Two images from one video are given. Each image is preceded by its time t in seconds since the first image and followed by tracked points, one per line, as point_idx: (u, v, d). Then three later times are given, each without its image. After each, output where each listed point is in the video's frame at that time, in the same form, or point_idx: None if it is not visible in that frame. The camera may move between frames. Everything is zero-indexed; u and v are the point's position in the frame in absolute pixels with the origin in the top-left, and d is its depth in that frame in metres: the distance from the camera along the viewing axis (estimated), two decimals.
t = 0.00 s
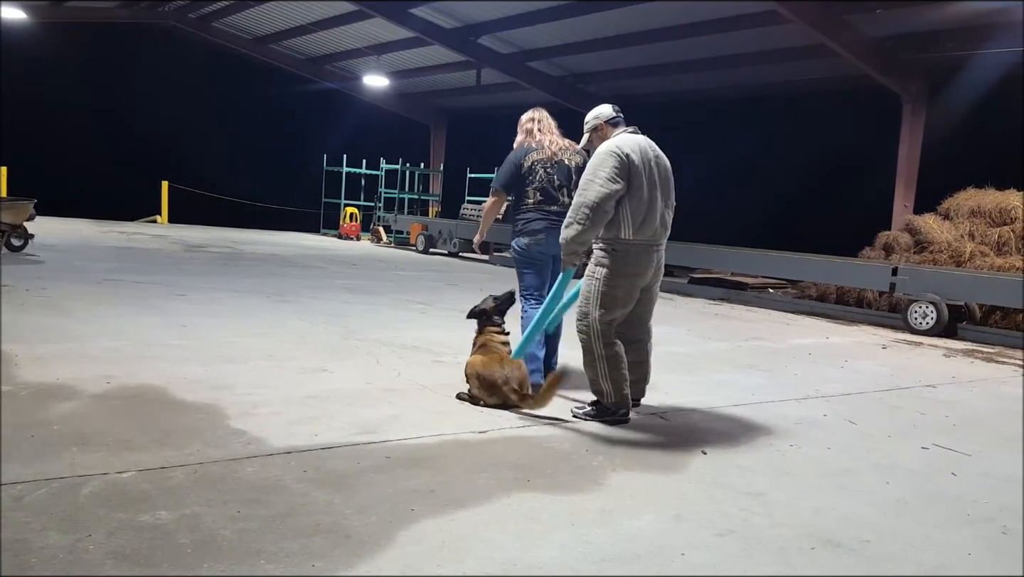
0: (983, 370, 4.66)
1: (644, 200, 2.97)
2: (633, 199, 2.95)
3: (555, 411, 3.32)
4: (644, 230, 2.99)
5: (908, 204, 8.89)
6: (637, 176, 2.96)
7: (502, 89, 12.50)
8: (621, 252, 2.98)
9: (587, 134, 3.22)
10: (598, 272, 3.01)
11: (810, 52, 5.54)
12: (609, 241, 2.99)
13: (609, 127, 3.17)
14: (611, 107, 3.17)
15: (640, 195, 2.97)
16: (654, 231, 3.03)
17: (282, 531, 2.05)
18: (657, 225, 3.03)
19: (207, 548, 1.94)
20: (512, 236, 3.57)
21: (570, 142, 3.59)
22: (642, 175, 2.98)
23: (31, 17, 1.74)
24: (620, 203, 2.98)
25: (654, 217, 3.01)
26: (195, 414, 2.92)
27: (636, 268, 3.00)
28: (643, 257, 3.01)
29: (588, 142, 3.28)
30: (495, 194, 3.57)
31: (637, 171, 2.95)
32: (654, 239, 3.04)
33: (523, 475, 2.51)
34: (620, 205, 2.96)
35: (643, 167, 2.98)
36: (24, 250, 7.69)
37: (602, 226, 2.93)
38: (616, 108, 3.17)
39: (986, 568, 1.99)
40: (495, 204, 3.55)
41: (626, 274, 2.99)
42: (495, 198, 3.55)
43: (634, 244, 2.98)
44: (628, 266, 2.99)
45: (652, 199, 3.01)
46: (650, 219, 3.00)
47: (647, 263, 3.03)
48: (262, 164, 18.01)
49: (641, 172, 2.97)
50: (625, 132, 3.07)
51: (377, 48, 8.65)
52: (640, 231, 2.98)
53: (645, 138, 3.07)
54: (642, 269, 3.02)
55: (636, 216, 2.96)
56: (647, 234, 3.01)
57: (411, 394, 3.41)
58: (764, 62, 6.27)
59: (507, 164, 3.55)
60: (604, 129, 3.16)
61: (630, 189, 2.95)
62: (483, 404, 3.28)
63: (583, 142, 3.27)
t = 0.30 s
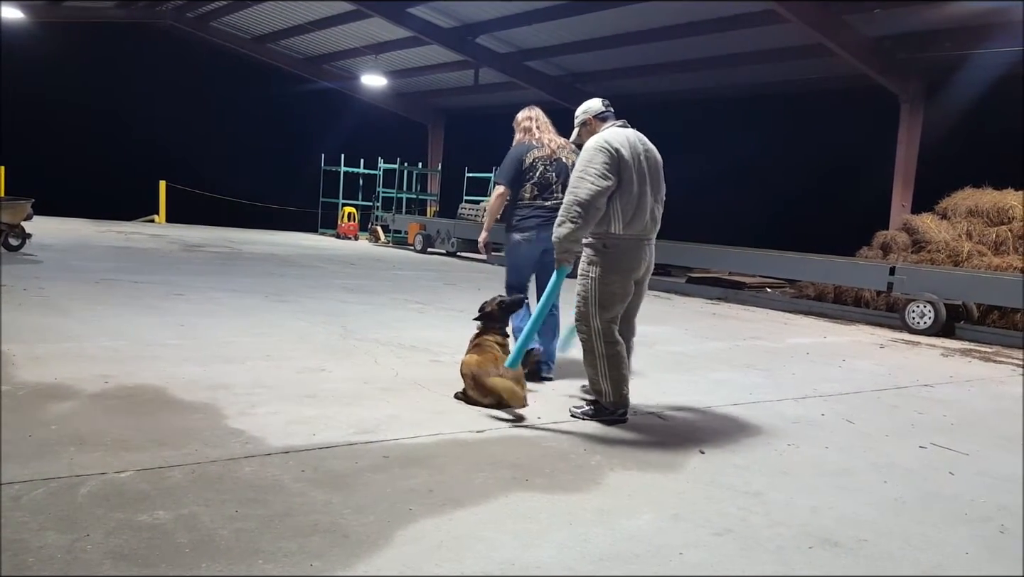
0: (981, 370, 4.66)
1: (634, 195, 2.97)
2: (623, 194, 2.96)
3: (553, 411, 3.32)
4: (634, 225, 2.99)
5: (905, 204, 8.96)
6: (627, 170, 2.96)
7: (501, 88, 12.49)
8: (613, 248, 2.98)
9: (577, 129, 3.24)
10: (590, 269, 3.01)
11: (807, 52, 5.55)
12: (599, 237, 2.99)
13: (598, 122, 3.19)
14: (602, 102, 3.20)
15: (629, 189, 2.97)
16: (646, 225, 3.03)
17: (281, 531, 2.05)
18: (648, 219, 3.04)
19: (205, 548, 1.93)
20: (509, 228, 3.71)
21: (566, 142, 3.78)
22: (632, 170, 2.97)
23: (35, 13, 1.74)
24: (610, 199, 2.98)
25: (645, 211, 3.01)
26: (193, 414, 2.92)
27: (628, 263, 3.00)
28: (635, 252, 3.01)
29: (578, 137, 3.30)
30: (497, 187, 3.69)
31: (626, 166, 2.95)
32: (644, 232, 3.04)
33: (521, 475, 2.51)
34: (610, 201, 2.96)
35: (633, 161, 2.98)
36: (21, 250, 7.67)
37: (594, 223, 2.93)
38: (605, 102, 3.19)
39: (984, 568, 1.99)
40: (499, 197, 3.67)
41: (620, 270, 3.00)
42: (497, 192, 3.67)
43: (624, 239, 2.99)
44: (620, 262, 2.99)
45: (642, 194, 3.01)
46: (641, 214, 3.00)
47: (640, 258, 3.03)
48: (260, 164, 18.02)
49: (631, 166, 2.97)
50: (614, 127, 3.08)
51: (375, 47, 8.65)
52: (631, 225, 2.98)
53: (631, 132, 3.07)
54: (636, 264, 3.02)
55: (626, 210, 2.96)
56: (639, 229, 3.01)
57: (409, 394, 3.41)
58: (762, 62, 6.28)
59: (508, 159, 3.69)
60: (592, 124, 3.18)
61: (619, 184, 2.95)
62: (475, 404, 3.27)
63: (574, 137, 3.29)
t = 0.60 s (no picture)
0: (981, 370, 4.66)
1: (619, 191, 2.97)
2: (609, 190, 2.96)
3: (552, 410, 3.31)
4: (620, 220, 2.98)
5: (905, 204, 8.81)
6: (612, 166, 2.96)
7: (501, 88, 12.48)
8: (600, 245, 2.98)
9: (570, 131, 3.26)
10: (579, 267, 3.01)
11: (808, 52, 5.53)
12: (586, 234, 3.00)
13: (589, 124, 3.20)
14: (593, 105, 3.21)
15: (616, 186, 2.97)
16: (634, 223, 3.03)
17: (280, 530, 2.05)
18: (636, 215, 3.03)
19: (205, 548, 1.93)
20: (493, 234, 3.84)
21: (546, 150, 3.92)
22: (617, 166, 2.97)
23: (38, 11, 1.74)
24: (594, 196, 2.99)
25: (631, 207, 3.01)
26: (192, 414, 2.92)
27: (616, 259, 3.00)
28: (623, 248, 3.00)
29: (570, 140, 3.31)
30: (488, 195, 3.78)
31: (611, 163, 2.95)
32: (632, 228, 3.03)
33: (520, 475, 2.51)
34: (594, 197, 2.97)
35: (619, 158, 2.98)
36: (20, 250, 7.66)
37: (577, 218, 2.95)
38: (597, 106, 3.20)
39: (983, 569, 1.99)
40: (495, 202, 3.77)
41: (609, 267, 3.00)
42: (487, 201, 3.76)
43: (611, 235, 2.99)
44: (608, 258, 2.99)
45: (629, 190, 3.00)
46: (626, 210, 3.00)
47: (629, 255, 3.03)
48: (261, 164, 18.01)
49: (617, 163, 2.97)
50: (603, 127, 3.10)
51: (374, 48, 8.64)
52: (618, 222, 2.98)
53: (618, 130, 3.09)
54: (625, 261, 3.02)
55: (612, 206, 2.97)
56: (626, 225, 3.00)
57: (408, 394, 3.41)
58: (762, 62, 6.27)
59: (496, 167, 3.78)
60: (583, 128, 3.20)
61: (605, 180, 2.96)
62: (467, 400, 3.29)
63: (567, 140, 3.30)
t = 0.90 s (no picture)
0: (981, 371, 4.65)
1: (600, 186, 3.04)
2: (591, 183, 3.02)
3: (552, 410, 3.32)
4: (596, 215, 3.06)
5: (903, 204, 8.89)
6: (595, 161, 3.02)
7: (500, 88, 12.46)
8: (574, 235, 3.05)
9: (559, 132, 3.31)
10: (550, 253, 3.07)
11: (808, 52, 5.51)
12: (563, 222, 3.06)
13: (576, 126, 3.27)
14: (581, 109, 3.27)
15: (598, 182, 3.04)
16: (610, 220, 3.11)
17: (278, 530, 2.05)
18: (612, 212, 3.11)
19: (204, 547, 1.93)
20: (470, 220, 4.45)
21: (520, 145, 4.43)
22: (601, 162, 3.03)
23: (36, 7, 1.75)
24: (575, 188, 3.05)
25: (609, 203, 3.08)
26: (190, 414, 2.92)
27: (588, 252, 3.07)
28: (597, 242, 3.09)
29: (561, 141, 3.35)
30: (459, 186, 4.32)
31: (596, 158, 3.02)
32: (607, 223, 3.10)
33: (519, 476, 2.51)
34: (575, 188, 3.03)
35: (603, 153, 3.05)
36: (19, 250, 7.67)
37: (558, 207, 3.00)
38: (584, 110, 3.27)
39: (982, 570, 1.99)
40: (459, 195, 4.29)
41: (580, 259, 3.07)
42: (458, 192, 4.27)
43: (586, 228, 3.06)
44: (580, 250, 3.06)
45: (609, 186, 3.07)
46: (604, 205, 3.07)
47: (600, 249, 3.11)
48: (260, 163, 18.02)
49: (601, 159, 3.03)
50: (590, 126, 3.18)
51: (373, 47, 8.63)
52: (595, 216, 3.06)
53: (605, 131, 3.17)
54: (596, 254, 3.10)
55: (591, 200, 3.04)
56: (602, 221, 3.08)
57: (407, 394, 3.41)
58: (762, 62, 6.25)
59: (470, 161, 4.32)
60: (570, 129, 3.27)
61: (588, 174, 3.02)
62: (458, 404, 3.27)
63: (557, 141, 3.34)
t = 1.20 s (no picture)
0: (980, 373, 4.65)
1: (579, 185, 3.04)
2: (569, 181, 3.02)
3: (552, 412, 3.32)
4: (574, 212, 3.06)
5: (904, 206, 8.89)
6: (574, 160, 3.04)
7: (500, 90, 12.47)
8: (551, 231, 3.06)
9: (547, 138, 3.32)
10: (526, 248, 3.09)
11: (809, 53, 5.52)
12: (542, 219, 3.09)
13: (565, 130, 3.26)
14: (570, 112, 3.27)
15: (577, 180, 3.04)
16: (589, 219, 3.09)
17: (276, 532, 2.05)
18: (591, 212, 3.09)
19: (203, 550, 1.93)
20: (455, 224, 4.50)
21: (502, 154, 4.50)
22: (580, 161, 3.05)
23: (33, 5, 1.77)
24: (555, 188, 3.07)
25: (588, 201, 3.08)
26: (190, 415, 2.92)
27: (565, 248, 3.05)
28: (575, 239, 3.07)
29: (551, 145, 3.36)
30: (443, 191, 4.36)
31: (575, 158, 3.04)
32: (586, 222, 3.09)
33: (518, 477, 2.50)
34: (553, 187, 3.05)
35: (583, 153, 3.07)
36: (20, 251, 7.69)
37: (536, 205, 3.02)
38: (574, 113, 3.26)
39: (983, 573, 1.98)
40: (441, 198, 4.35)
41: (555, 254, 3.05)
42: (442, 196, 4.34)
43: (563, 225, 3.05)
44: (556, 246, 3.05)
45: (588, 184, 3.07)
46: (582, 203, 3.07)
47: (577, 248, 3.08)
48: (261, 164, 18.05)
49: (580, 157, 3.05)
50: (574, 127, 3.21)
51: (373, 49, 8.64)
52: (572, 213, 3.05)
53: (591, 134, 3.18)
54: (573, 253, 3.07)
55: (568, 198, 3.04)
56: (580, 219, 3.07)
57: (406, 395, 3.41)
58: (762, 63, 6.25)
59: (460, 169, 4.35)
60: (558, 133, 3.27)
61: (567, 173, 3.03)
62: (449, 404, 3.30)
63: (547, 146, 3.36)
